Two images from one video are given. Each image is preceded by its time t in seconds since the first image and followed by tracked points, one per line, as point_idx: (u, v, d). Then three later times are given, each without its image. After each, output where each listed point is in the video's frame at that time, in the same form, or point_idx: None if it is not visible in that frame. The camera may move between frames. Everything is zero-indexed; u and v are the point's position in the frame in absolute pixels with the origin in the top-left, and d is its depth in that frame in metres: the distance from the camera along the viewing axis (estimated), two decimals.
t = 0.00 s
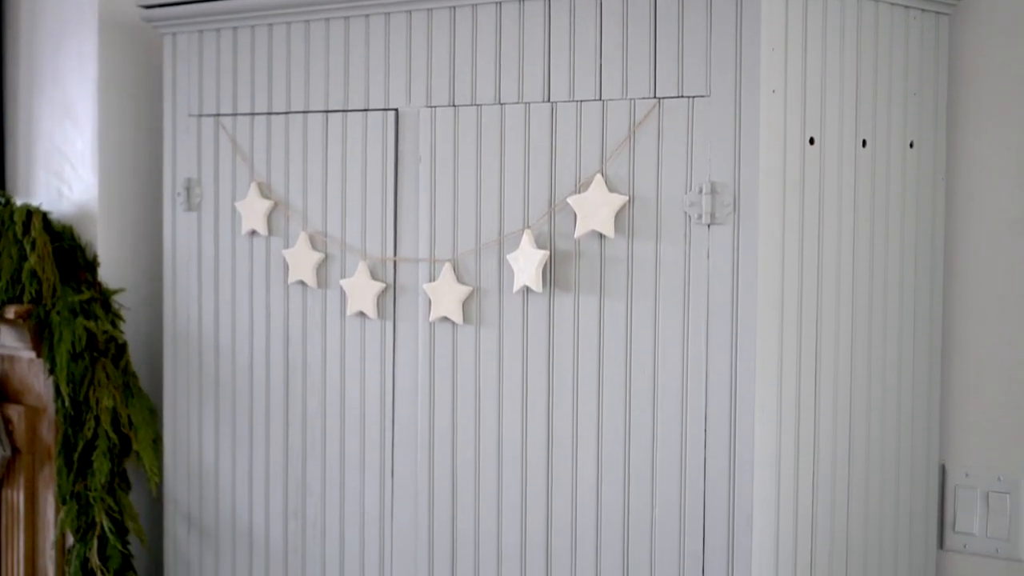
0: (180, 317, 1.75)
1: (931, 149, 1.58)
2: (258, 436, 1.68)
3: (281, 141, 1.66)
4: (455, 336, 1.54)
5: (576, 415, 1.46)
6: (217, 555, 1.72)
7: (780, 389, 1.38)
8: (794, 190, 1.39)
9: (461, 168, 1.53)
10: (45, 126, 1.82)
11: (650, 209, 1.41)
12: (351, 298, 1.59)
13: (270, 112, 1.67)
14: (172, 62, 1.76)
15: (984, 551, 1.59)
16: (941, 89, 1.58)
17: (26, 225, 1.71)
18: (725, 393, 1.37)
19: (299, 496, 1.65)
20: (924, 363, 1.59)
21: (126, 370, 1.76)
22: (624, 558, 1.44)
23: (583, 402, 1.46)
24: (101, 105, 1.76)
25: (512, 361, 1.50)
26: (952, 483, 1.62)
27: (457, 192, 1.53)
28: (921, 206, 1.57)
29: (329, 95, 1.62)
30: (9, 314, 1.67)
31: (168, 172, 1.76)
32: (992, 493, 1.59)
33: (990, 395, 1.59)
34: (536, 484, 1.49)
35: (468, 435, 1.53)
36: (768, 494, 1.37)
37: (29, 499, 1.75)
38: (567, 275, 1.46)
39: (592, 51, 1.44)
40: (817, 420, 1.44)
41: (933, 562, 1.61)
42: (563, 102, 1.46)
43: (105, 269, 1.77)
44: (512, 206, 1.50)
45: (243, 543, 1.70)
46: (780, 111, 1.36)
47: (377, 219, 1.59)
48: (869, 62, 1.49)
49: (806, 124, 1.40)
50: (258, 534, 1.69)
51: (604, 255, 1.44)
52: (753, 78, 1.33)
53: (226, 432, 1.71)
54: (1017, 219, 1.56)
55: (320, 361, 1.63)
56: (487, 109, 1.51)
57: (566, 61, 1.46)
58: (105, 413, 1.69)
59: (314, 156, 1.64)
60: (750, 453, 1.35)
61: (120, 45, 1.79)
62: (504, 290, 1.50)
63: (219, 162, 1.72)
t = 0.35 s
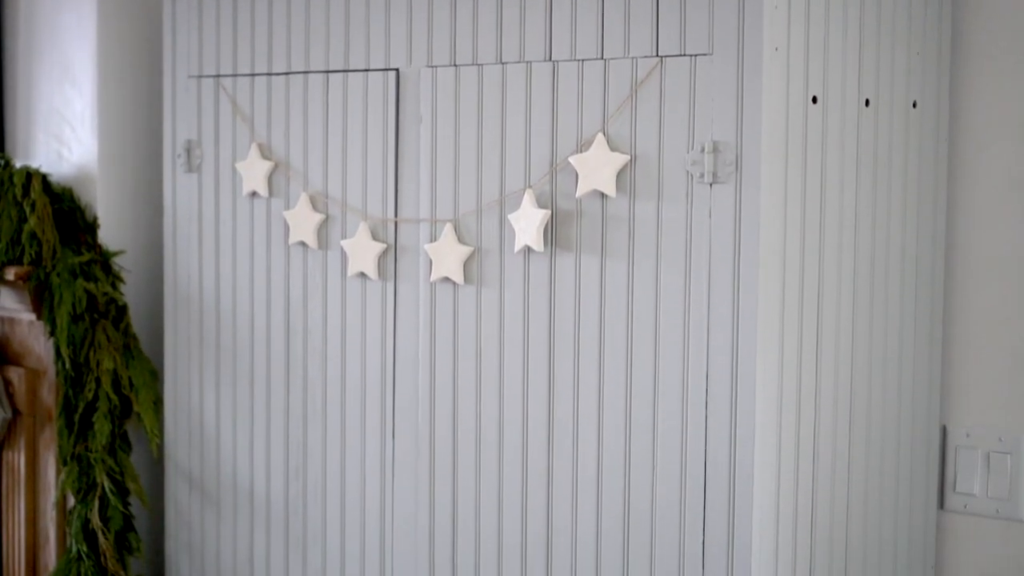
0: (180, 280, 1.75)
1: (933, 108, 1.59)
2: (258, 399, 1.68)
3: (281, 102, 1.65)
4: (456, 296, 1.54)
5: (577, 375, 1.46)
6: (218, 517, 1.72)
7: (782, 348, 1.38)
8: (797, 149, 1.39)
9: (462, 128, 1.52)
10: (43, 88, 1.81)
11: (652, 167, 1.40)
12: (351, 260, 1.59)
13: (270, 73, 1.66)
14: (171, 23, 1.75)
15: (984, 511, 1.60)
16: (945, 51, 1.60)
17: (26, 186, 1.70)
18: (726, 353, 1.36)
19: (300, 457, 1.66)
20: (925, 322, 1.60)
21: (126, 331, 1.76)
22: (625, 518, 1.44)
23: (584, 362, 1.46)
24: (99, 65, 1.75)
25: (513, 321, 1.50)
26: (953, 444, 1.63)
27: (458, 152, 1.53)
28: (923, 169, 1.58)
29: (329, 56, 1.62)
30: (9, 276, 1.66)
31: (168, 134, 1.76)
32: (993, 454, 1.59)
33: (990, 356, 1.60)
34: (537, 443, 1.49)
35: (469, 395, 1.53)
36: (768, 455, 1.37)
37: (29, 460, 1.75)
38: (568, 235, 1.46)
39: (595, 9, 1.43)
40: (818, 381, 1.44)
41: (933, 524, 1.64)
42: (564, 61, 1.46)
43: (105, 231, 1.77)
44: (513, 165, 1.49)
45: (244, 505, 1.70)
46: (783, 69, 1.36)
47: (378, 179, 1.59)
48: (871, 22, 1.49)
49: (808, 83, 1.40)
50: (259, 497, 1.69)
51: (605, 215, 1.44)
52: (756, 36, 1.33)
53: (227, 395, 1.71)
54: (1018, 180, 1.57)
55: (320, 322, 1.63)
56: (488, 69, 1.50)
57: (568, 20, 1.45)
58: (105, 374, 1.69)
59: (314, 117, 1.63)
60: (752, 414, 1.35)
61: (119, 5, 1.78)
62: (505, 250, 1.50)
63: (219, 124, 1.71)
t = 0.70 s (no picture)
0: (186, 240, 1.75)
1: (941, 66, 1.58)
2: (265, 360, 1.68)
3: (286, 62, 1.65)
4: (462, 256, 1.53)
5: (584, 334, 1.46)
6: (225, 478, 1.72)
7: (788, 304, 1.39)
8: (805, 105, 1.38)
9: (468, 86, 1.51)
10: (47, 49, 1.81)
11: (659, 123, 1.40)
12: (357, 219, 1.59)
13: (274, 32, 1.65)
14: None
15: (990, 471, 1.60)
16: (952, 7, 1.58)
17: (30, 147, 1.69)
18: (733, 313, 1.36)
19: (305, 417, 1.65)
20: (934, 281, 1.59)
21: (132, 293, 1.76)
22: (631, 476, 1.44)
23: (590, 321, 1.46)
24: (103, 26, 1.74)
25: (519, 280, 1.50)
26: (959, 403, 1.62)
27: (465, 111, 1.52)
28: (932, 129, 1.57)
29: (334, 14, 1.61)
30: (14, 237, 1.66)
31: (172, 95, 1.74)
32: (999, 414, 1.59)
33: (998, 314, 1.59)
34: (544, 403, 1.49)
35: (475, 354, 1.53)
36: (777, 410, 1.39)
37: (35, 421, 1.76)
38: (574, 193, 1.45)
39: None
40: (824, 340, 1.44)
41: (939, 483, 1.64)
42: (571, 19, 1.44)
43: (110, 191, 1.76)
44: (519, 123, 1.49)
45: (250, 466, 1.70)
46: (790, 25, 1.35)
47: (383, 138, 1.58)
48: None
49: (816, 40, 1.39)
50: (266, 458, 1.69)
51: (612, 173, 1.43)
52: None
53: (233, 356, 1.71)
54: None
55: (326, 282, 1.63)
56: (494, 27, 1.49)
57: None
58: (110, 335, 1.69)
59: (319, 76, 1.62)
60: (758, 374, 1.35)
61: None
62: (511, 209, 1.50)
63: (223, 84, 1.70)
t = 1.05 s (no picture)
0: (198, 199, 1.76)
1: (957, 24, 1.57)
2: (278, 321, 1.68)
3: (298, 21, 1.64)
4: (475, 214, 1.52)
5: (598, 293, 1.44)
6: (239, 439, 1.73)
7: (803, 261, 1.35)
8: (819, 60, 1.34)
9: (481, 44, 1.50)
10: (59, 10, 1.81)
11: (673, 81, 1.36)
12: (370, 177, 1.58)
13: None
14: None
15: (1005, 429, 1.60)
16: None
17: (42, 108, 1.69)
18: (748, 271, 1.33)
19: (319, 376, 1.66)
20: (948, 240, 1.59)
21: (144, 254, 1.75)
22: (644, 437, 1.42)
23: (604, 280, 1.44)
24: None
25: (533, 237, 1.48)
26: (974, 362, 1.62)
27: (478, 69, 1.51)
28: (945, 85, 1.57)
29: None
30: (27, 198, 1.66)
31: (184, 54, 1.76)
32: (1014, 372, 1.59)
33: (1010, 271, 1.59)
34: (558, 362, 1.48)
35: (489, 313, 1.52)
36: (790, 374, 1.34)
37: (49, 383, 1.76)
38: (588, 151, 1.43)
39: None
40: (839, 299, 1.42)
41: (954, 442, 1.63)
42: None
43: (122, 152, 1.77)
44: (533, 81, 1.47)
45: (264, 426, 1.71)
46: None
47: (396, 96, 1.57)
48: None
49: None
50: (280, 419, 1.69)
51: (626, 130, 1.40)
52: None
53: (246, 316, 1.71)
54: None
55: (339, 241, 1.63)
56: None
57: None
58: (124, 296, 1.69)
59: (331, 35, 1.61)
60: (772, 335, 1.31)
61: None
62: (524, 166, 1.48)
63: (235, 44, 1.70)
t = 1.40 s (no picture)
0: (215, 157, 1.75)
1: None
2: (295, 279, 1.68)
3: None
4: (492, 170, 1.51)
5: (615, 250, 1.43)
6: (256, 397, 1.73)
7: (822, 219, 1.35)
8: (838, 14, 1.34)
9: None
10: None
11: (691, 36, 1.35)
12: (387, 135, 1.57)
13: None
14: None
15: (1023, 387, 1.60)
16: None
17: (58, 69, 1.68)
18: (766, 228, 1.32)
19: (337, 334, 1.66)
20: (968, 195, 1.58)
21: (161, 213, 1.75)
22: (663, 393, 1.41)
23: (622, 237, 1.43)
24: None
25: (550, 193, 1.47)
26: (993, 319, 1.62)
27: (494, 25, 1.49)
28: (966, 42, 1.55)
29: None
30: (44, 157, 1.64)
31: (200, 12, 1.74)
32: None
33: None
34: (575, 319, 1.47)
35: (505, 271, 1.51)
36: (809, 336, 1.34)
37: (67, 344, 1.77)
38: (606, 107, 1.42)
39: None
40: (857, 255, 1.41)
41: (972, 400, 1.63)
42: None
43: (138, 112, 1.78)
44: (550, 37, 1.45)
45: (281, 383, 1.71)
46: None
47: (412, 54, 1.56)
48: None
49: None
50: (297, 376, 1.69)
51: (643, 86, 1.39)
52: None
53: (263, 275, 1.71)
54: None
55: (356, 198, 1.62)
56: None
57: None
58: (141, 256, 1.68)
59: None
60: (790, 294, 1.31)
61: None
62: (541, 123, 1.47)
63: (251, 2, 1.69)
